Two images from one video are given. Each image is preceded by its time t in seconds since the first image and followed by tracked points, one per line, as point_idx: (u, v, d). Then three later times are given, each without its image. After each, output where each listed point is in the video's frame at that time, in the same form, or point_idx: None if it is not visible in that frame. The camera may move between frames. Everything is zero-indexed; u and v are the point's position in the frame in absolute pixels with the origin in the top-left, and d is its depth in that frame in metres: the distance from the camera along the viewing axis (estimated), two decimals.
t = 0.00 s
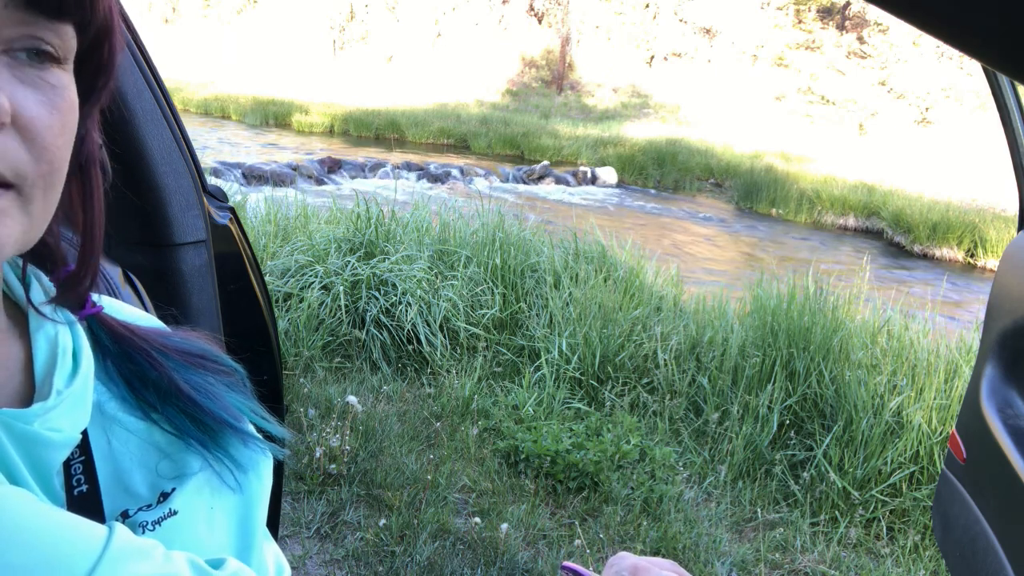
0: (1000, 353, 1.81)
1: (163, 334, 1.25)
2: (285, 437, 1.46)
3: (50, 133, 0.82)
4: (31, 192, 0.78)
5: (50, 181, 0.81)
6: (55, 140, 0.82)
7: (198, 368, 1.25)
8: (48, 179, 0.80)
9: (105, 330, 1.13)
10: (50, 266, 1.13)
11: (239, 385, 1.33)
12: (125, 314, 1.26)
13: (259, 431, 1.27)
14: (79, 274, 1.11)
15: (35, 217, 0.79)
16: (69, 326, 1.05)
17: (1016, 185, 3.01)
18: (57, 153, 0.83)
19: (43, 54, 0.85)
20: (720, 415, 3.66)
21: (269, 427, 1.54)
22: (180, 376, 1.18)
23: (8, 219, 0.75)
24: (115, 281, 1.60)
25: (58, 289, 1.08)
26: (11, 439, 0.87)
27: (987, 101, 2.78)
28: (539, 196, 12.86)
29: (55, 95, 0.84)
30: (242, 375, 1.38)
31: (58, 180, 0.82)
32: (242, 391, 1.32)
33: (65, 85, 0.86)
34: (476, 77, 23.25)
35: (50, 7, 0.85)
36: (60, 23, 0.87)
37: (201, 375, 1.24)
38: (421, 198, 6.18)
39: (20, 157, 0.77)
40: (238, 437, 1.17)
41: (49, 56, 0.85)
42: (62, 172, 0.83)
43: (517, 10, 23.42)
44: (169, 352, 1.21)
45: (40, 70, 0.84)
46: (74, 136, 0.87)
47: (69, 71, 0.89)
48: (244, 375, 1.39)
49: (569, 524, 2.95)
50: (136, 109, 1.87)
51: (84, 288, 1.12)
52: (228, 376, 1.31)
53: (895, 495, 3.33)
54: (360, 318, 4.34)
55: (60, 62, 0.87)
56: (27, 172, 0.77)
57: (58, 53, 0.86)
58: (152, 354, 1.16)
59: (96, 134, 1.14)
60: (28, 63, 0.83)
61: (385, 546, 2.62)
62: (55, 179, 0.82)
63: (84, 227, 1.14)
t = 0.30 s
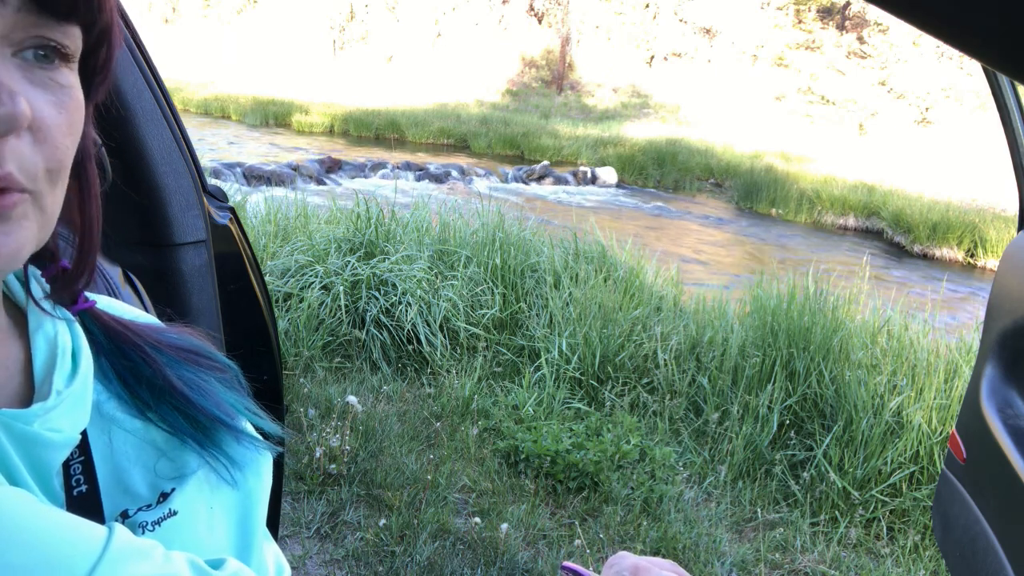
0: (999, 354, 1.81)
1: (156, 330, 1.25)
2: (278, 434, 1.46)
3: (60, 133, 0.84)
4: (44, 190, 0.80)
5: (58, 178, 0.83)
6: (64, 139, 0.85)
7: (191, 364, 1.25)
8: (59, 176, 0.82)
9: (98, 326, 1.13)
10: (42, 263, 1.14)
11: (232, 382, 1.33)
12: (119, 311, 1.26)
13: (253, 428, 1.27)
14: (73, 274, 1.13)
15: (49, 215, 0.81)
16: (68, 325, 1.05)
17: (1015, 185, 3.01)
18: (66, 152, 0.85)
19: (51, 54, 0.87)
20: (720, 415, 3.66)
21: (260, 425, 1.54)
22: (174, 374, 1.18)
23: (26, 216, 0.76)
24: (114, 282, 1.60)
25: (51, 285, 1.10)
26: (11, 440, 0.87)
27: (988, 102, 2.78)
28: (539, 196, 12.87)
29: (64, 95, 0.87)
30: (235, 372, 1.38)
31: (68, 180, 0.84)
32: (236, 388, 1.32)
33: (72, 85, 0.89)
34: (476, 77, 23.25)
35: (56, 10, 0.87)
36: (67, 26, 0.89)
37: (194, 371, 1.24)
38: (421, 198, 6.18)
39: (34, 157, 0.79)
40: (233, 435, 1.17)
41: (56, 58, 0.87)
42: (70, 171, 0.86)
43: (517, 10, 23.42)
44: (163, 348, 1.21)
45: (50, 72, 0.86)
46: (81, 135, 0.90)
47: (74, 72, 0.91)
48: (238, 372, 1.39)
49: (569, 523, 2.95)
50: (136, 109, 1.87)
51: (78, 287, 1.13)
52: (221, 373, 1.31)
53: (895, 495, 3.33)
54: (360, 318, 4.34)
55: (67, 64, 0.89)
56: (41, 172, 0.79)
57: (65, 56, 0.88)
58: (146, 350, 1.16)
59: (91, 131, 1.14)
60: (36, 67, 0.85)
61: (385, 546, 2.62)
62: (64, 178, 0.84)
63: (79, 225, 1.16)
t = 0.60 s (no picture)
0: (999, 354, 1.81)
1: (155, 329, 1.25)
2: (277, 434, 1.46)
3: (63, 130, 0.84)
4: (48, 187, 0.80)
5: (62, 175, 0.83)
6: (68, 138, 0.85)
7: (191, 363, 1.25)
8: (63, 172, 0.83)
9: (97, 324, 1.14)
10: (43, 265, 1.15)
11: (232, 382, 1.33)
12: (120, 311, 1.26)
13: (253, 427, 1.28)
14: (76, 274, 1.13)
15: (53, 210, 0.82)
16: (68, 326, 1.05)
17: (1015, 184, 3.00)
18: (70, 150, 0.85)
19: (53, 54, 0.87)
20: (720, 415, 3.66)
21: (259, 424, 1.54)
22: (173, 374, 1.18)
23: (32, 212, 0.77)
24: (115, 281, 1.60)
25: (51, 285, 1.10)
26: (11, 440, 0.87)
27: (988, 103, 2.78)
28: (539, 196, 12.86)
29: (69, 93, 0.87)
30: (235, 372, 1.38)
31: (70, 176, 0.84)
32: (235, 388, 1.32)
33: (77, 82, 0.88)
34: (476, 77, 23.24)
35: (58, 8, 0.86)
36: (67, 24, 0.89)
37: (194, 371, 1.24)
38: (421, 198, 6.17)
39: (40, 154, 0.79)
40: (233, 433, 1.17)
41: (60, 55, 0.87)
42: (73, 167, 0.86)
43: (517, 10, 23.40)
44: (162, 347, 1.21)
45: (53, 69, 0.86)
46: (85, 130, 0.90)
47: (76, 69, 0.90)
48: (237, 372, 1.38)
49: (569, 524, 2.95)
50: (136, 109, 1.88)
51: (78, 287, 1.14)
52: (221, 373, 1.31)
53: (895, 495, 3.33)
54: (360, 318, 4.34)
55: (70, 62, 0.88)
56: (47, 169, 0.80)
57: (66, 53, 0.88)
58: (144, 349, 1.16)
59: (91, 131, 1.15)
60: (39, 66, 0.84)
61: (385, 547, 2.62)
62: (67, 174, 0.85)
63: (80, 226, 1.16)
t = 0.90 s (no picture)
0: (1000, 354, 1.81)
1: (157, 331, 1.25)
2: (278, 436, 1.45)
3: (57, 129, 0.84)
4: (40, 185, 0.80)
5: (55, 174, 0.83)
6: (60, 135, 0.84)
7: (192, 365, 1.25)
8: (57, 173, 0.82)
9: (99, 326, 1.14)
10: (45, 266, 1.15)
11: (234, 384, 1.33)
12: (121, 312, 1.26)
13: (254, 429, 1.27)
14: (80, 272, 1.13)
15: (47, 211, 0.81)
16: (69, 326, 1.05)
17: (1016, 185, 2.99)
18: (62, 148, 0.84)
19: (46, 55, 0.86)
20: (720, 415, 3.66)
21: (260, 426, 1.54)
22: (175, 375, 1.18)
23: (18, 211, 0.76)
24: (114, 281, 1.60)
25: (54, 287, 1.10)
26: (10, 439, 0.87)
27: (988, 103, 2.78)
28: (539, 196, 12.86)
29: (59, 91, 0.85)
30: (237, 374, 1.38)
31: (65, 175, 0.84)
32: (237, 390, 1.32)
33: (68, 80, 0.87)
34: (476, 77, 23.24)
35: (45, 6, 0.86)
36: (58, 21, 0.88)
37: (196, 373, 1.24)
38: (421, 198, 6.17)
39: (27, 151, 0.79)
40: (234, 435, 1.17)
41: (49, 54, 0.86)
42: (70, 165, 0.86)
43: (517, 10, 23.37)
44: (163, 349, 1.21)
45: (41, 67, 0.85)
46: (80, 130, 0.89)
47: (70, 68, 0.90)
48: (240, 374, 1.38)
49: (569, 524, 2.95)
50: (136, 109, 1.87)
51: (81, 285, 1.13)
52: (223, 375, 1.31)
53: (895, 495, 3.33)
54: (360, 318, 4.34)
55: (61, 61, 0.87)
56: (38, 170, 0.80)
57: (58, 53, 0.87)
58: (146, 351, 1.16)
59: (94, 132, 1.15)
60: (28, 65, 0.84)
61: (385, 547, 2.62)
62: (63, 173, 0.84)
63: (81, 226, 1.16)
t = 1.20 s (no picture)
0: (1000, 354, 1.81)
1: (161, 336, 1.25)
2: (283, 442, 1.46)
3: (40, 124, 0.81)
4: (15, 189, 0.77)
5: (35, 177, 0.79)
6: (41, 135, 0.80)
7: (197, 369, 1.25)
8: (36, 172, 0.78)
9: (104, 330, 1.14)
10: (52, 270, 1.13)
11: (239, 388, 1.33)
12: (125, 316, 1.26)
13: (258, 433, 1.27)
14: (80, 272, 1.10)
15: (27, 212, 0.78)
16: (69, 328, 1.05)
17: (1015, 184, 2.98)
18: (45, 148, 0.81)
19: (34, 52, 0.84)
20: (720, 415, 3.66)
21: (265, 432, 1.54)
22: (180, 379, 1.18)
23: None
24: (114, 281, 1.60)
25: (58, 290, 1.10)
26: (10, 441, 0.87)
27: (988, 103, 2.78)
28: (539, 196, 12.86)
29: (42, 89, 0.82)
30: (242, 379, 1.39)
31: (45, 176, 0.80)
32: (242, 395, 1.32)
33: (55, 79, 0.84)
34: (476, 77, 23.23)
35: None
36: (45, 16, 0.86)
37: (200, 377, 1.24)
38: (422, 198, 6.17)
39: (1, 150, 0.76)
40: (236, 438, 1.17)
41: (35, 52, 0.84)
42: (54, 165, 0.82)
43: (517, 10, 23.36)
44: (168, 354, 1.21)
45: (28, 63, 0.83)
46: (68, 131, 0.85)
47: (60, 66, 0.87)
48: (245, 378, 1.39)
49: (569, 524, 2.95)
50: (136, 109, 1.87)
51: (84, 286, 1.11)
52: (228, 380, 1.31)
53: (895, 495, 3.33)
54: (360, 318, 4.34)
55: (49, 58, 0.85)
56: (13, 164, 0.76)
57: (46, 47, 0.85)
58: (150, 355, 1.16)
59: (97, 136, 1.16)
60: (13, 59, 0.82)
61: (385, 547, 2.62)
62: (44, 174, 0.80)
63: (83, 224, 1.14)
